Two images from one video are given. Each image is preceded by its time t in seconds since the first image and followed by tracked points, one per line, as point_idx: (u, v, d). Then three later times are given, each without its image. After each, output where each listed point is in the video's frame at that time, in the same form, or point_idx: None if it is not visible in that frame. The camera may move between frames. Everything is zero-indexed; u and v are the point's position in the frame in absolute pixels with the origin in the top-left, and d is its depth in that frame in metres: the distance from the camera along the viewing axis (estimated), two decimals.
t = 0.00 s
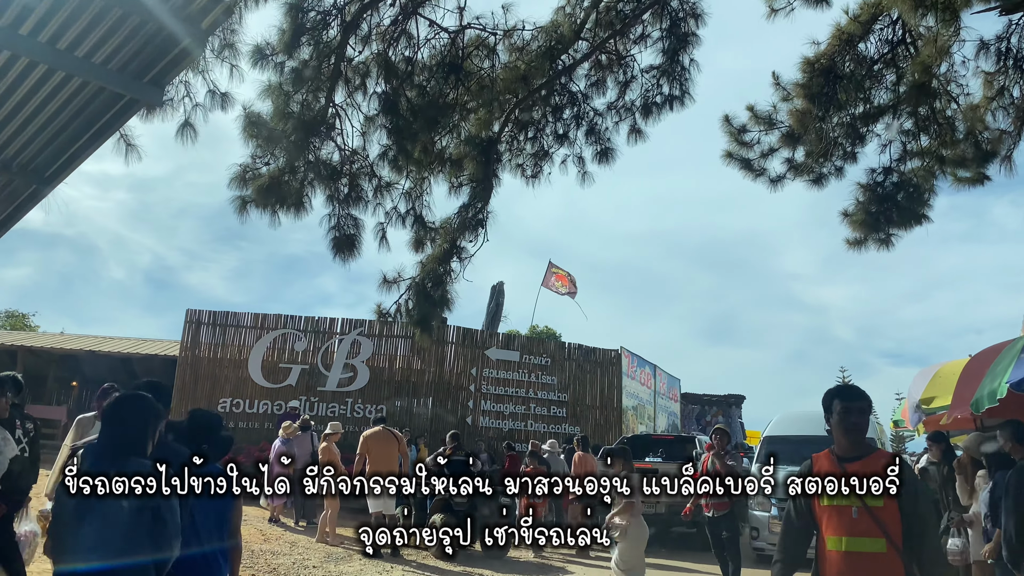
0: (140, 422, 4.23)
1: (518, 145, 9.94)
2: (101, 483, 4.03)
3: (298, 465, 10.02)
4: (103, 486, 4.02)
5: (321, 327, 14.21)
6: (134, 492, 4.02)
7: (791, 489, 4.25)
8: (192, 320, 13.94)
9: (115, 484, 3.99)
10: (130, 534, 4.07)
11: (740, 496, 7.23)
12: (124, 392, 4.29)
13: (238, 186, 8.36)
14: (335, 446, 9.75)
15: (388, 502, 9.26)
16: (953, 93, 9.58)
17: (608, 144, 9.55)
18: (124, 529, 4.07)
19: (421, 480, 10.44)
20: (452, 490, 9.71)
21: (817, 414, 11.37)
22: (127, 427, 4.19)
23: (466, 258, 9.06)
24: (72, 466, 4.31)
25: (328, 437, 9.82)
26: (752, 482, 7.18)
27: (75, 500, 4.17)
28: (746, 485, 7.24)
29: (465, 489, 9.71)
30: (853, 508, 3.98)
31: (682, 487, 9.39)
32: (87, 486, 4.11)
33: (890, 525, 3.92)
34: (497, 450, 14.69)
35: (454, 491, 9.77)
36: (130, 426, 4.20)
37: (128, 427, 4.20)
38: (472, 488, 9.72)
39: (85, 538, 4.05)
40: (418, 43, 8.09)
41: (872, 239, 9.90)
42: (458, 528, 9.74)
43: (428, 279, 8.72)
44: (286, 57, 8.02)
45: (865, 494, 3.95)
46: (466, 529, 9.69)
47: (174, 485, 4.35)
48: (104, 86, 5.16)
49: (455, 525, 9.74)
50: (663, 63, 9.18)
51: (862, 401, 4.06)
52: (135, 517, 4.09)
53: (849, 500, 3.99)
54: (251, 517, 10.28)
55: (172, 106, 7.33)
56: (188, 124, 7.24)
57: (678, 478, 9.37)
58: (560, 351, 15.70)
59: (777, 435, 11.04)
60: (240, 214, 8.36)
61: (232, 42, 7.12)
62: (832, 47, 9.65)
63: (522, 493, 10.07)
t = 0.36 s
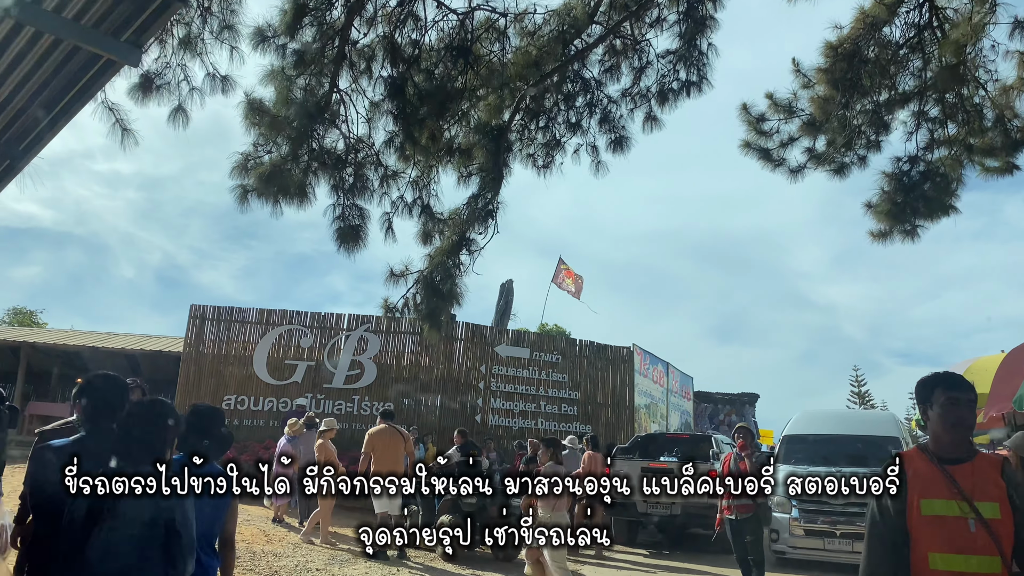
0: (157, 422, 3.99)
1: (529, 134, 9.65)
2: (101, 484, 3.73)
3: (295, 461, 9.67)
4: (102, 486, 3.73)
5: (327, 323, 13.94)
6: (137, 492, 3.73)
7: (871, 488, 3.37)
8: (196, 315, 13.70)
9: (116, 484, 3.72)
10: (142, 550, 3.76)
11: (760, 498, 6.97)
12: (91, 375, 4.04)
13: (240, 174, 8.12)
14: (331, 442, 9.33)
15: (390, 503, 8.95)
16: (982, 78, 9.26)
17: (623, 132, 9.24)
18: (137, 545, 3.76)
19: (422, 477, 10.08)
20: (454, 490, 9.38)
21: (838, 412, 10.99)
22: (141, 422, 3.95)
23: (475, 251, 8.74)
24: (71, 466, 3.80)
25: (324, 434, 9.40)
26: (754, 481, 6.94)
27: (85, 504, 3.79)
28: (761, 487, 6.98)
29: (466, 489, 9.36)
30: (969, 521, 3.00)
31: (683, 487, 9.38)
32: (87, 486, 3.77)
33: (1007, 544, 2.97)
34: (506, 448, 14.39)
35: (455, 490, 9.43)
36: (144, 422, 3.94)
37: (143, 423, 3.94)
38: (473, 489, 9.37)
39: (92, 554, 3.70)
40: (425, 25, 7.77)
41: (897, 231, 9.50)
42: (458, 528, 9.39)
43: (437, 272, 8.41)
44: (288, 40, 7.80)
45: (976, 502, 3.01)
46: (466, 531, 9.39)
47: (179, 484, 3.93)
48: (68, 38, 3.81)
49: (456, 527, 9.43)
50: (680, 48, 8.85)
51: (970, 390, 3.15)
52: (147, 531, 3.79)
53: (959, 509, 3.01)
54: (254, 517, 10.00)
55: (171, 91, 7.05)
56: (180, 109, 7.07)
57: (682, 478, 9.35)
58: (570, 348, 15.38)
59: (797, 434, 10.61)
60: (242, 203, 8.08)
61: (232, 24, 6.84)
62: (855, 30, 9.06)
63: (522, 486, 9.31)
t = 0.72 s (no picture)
0: (184, 416, 3.73)
1: (538, 124, 9.40)
2: (100, 484, 3.68)
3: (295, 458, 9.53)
4: (102, 486, 3.69)
5: (332, 319, 13.67)
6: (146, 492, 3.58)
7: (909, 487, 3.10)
8: (198, 311, 13.46)
9: (116, 485, 3.66)
10: (179, 544, 3.60)
11: (782, 501, 6.59)
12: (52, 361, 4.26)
13: (239, 164, 7.84)
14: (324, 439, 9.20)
15: (388, 502, 8.65)
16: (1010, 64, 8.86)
17: (636, 121, 8.93)
18: (177, 538, 3.61)
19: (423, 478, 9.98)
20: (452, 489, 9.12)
21: (858, 410, 10.63)
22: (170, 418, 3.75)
23: (483, 243, 8.43)
24: (70, 466, 3.76)
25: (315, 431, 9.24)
26: (753, 482, 6.68)
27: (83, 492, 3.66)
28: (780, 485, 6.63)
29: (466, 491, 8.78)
30: None
31: (681, 487, 9.31)
32: (88, 486, 3.74)
33: None
34: (514, 447, 14.11)
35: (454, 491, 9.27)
36: (174, 418, 3.73)
37: (172, 419, 3.73)
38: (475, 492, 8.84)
39: (130, 549, 3.55)
40: (431, 7, 7.47)
41: (922, 221, 9.16)
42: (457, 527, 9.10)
43: (444, 265, 8.12)
44: (288, 22, 7.52)
45: None
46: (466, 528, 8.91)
47: (187, 485, 3.62)
48: None
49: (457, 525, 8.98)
50: (695, 32, 8.53)
51: None
52: (184, 526, 3.63)
53: None
54: (256, 518, 9.74)
55: (167, 75, 6.75)
56: (178, 94, 6.79)
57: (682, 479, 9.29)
58: (581, 345, 15.06)
59: (816, 432, 10.25)
60: (242, 194, 7.80)
61: (230, 6, 6.58)
62: (879, 13, 8.63)
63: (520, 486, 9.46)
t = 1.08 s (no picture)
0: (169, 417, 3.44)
1: (546, 112, 9.15)
2: (100, 484, 3.34)
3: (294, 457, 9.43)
4: (102, 487, 3.32)
5: (335, 315, 13.41)
6: (142, 494, 3.32)
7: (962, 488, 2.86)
8: (200, 307, 13.22)
9: (117, 484, 3.30)
10: (178, 555, 3.32)
11: (802, 502, 6.29)
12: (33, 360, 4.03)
13: (237, 152, 7.56)
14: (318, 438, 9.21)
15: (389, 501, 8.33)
16: None
17: (648, 108, 8.62)
18: (174, 548, 3.33)
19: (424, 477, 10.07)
20: (453, 490, 8.89)
21: (876, 408, 10.28)
22: (153, 420, 3.43)
23: (490, 234, 8.13)
24: (70, 466, 3.52)
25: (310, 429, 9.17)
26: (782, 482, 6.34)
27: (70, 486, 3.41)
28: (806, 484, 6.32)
29: (465, 490, 8.85)
30: None
31: (680, 487, 9.14)
32: (87, 486, 3.39)
33: None
34: (521, 445, 13.82)
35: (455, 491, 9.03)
36: (159, 420, 3.42)
37: (155, 422, 3.42)
38: (473, 490, 8.86)
39: (124, 563, 3.26)
40: None
41: (945, 211, 8.82)
42: (459, 527, 8.86)
43: (450, 257, 7.83)
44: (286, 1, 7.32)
45: None
46: (466, 528, 8.82)
47: (187, 485, 3.39)
48: None
49: (455, 525, 8.90)
50: (710, 15, 8.22)
51: None
52: (182, 534, 3.36)
53: None
54: (257, 518, 9.48)
55: (160, 58, 6.46)
56: (174, 77, 6.48)
57: (682, 479, 9.14)
58: (589, 341, 14.77)
59: (835, 431, 9.89)
60: (240, 183, 7.51)
61: None
62: None
63: (521, 486, 9.13)
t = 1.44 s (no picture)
0: (129, 410, 3.15)
1: (551, 100, 8.86)
2: (101, 482, 2.99)
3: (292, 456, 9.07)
4: (102, 487, 2.99)
5: (335, 311, 13.13)
6: (139, 493, 3.04)
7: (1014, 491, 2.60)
8: (197, 303, 12.98)
9: (117, 484, 2.98)
10: (152, 558, 3.07)
11: (822, 505, 5.98)
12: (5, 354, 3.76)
13: (229, 140, 7.29)
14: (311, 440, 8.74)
15: (384, 502, 8.02)
16: None
17: (657, 95, 8.32)
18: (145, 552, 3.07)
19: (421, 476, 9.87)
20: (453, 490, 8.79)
21: (891, 407, 10.02)
22: (109, 410, 3.15)
23: (493, 225, 7.86)
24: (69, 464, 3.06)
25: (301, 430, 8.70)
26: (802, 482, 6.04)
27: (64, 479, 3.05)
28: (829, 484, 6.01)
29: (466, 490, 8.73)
30: None
31: (681, 488, 8.93)
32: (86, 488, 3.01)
33: None
34: (526, 444, 13.53)
35: (454, 491, 8.77)
36: (118, 410, 3.14)
37: (116, 410, 3.14)
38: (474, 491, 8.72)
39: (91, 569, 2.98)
40: None
41: (965, 201, 8.50)
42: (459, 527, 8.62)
43: (451, 249, 7.58)
44: None
45: None
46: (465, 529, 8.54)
47: (187, 484, 3.19)
48: None
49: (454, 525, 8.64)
50: None
51: None
52: (157, 535, 3.10)
53: None
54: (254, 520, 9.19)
55: (148, 40, 6.22)
56: (161, 60, 6.23)
57: (681, 478, 8.95)
58: (595, 338, 14.47)
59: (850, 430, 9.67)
60: (233, 172, 7.23)
61: None
62: None
63: (521, 486, 8.79)
